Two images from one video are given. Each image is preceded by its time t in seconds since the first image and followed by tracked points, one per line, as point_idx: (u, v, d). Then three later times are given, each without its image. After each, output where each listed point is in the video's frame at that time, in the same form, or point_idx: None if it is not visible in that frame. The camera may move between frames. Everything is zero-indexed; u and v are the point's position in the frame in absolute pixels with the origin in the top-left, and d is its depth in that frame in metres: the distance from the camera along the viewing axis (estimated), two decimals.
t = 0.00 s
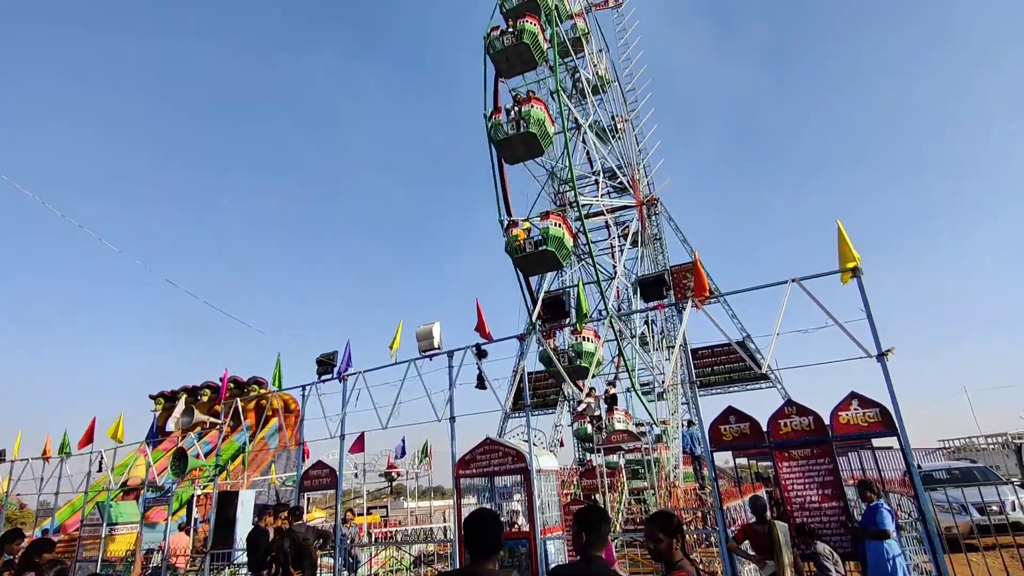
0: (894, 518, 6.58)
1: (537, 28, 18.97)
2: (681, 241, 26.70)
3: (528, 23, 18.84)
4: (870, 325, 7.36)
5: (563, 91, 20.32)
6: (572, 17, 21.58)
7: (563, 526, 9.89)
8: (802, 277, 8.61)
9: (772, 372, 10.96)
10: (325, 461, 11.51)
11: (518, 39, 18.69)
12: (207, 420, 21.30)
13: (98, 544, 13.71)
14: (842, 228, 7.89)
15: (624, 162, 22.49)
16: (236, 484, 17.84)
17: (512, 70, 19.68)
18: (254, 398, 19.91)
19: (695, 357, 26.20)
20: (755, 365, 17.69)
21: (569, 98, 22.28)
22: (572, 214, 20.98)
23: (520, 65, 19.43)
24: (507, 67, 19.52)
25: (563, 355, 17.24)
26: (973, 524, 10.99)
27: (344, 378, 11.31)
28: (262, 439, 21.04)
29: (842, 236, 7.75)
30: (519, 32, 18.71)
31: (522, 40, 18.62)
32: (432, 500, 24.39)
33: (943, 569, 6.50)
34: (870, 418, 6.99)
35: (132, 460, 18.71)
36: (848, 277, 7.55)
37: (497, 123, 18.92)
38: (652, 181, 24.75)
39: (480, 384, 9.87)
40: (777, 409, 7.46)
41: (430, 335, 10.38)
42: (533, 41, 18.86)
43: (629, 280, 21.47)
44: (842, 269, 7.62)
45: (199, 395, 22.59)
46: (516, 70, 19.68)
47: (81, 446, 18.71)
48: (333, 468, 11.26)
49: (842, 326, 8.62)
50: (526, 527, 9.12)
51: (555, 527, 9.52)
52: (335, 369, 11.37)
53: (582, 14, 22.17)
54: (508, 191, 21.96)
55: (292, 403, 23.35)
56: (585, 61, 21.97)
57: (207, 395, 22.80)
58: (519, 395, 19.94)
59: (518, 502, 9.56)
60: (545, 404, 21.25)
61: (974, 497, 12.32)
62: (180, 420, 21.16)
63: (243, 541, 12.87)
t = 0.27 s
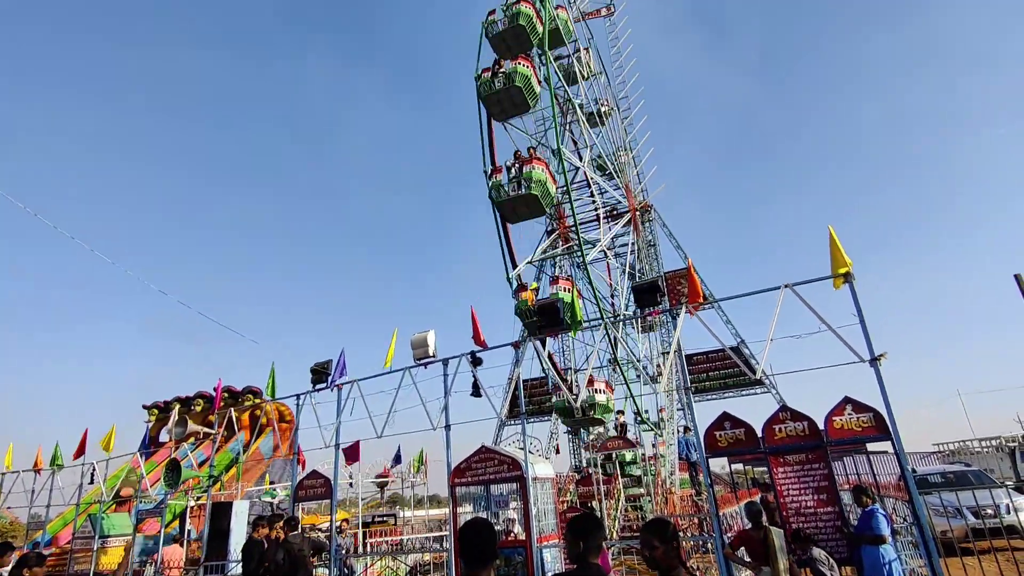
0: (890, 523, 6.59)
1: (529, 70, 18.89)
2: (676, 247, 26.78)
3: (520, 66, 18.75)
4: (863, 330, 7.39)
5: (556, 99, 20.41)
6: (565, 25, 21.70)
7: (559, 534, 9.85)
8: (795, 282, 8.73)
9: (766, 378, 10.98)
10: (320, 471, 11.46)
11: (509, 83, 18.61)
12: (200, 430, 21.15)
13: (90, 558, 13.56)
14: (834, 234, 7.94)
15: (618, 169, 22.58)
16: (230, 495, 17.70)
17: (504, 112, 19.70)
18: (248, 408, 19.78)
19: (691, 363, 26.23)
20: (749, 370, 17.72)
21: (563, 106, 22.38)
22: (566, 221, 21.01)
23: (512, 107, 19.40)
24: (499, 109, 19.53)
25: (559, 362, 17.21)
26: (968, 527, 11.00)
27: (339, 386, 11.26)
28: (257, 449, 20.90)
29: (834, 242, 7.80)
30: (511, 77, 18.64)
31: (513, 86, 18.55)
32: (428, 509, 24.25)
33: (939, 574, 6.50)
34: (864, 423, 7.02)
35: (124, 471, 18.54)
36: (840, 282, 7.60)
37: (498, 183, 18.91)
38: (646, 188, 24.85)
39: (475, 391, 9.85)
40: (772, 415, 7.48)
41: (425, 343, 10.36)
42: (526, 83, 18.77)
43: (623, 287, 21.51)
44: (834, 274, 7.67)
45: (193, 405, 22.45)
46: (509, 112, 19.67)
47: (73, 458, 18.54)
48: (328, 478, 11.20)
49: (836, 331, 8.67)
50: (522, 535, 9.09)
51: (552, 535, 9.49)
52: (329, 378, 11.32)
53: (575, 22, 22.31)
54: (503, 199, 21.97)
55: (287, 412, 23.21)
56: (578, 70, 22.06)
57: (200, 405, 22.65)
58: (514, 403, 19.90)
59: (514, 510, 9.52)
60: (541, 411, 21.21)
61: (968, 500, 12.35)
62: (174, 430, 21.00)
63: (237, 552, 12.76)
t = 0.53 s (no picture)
0: (885, 525, 6.60)
1: (526, 118, 18.77)
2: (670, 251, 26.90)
3: (518, 116, 18.61)
4: (857, 333, 7.41)
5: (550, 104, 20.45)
6: (556, 28, 21.77)
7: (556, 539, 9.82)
8: (790, 284, 8.77)
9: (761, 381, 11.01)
10: (315, 477, 11.39)
11: (507, 132, 18.52)
12: (194, 437, 21.02)
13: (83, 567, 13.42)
14: (827, 237, 7.98)
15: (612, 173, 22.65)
16: (224, 502, 17.58)
17: (502, 160, 19.61)
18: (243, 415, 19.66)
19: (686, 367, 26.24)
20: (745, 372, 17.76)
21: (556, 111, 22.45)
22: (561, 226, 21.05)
23: (509, 156, 19.27)
24: (497, 157, 19.44)
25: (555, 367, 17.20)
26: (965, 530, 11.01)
27: (333, 392, 11.22)
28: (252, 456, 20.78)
29: (827, 245, 7.84)
30: (508, 125, 18.53)
31: (511, 136, 18.45)
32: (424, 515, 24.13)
33: None
34: (860, 425, 7.03)
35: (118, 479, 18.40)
36: (834, 286, 7.62)
37: (504, 245, 18.62)
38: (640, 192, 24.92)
39: (470, 396, 9.83)
40: (768, 418, 7.49)
41: (420, 349, 10.34)
42: (523, 132, 18.66)
43: (619, 292, 21.52)
44: (827, 277, 7.70)
45: (187, 413, 22.31)
46: (506, 161, 19.55)
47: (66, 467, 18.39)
48: (323, 485, 11.15)
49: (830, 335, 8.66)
50: (519, 541, 9.06)
51: (549, 541, 9.46)
52: (324, 384, 11.28)
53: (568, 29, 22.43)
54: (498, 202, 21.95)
55: (281, 419, 23.09)
56: (571, 74, 22.14)
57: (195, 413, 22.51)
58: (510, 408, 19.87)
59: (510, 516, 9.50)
60: (537, 416, 21.17)
61: (963, 502, 12.37)
62: (168, 438, 20.88)
63: (232, 560, 12.66)
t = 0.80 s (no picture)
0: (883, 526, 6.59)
1: (532, 173, 18.60)
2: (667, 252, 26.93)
3: (524, 171, 18.42)
4: (854, 333, 7.43)
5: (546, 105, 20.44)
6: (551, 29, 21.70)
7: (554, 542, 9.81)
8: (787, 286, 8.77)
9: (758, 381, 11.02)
10: (312, 481, 11.35)
11: (512, 188, 18.27)
12: (191, 441, 20.95)
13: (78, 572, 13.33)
14: (823, 238, 8.00)
15: (609, 175, 22.67)
16: (221, 506, 17.51)
17: (508, 216, 19.34)
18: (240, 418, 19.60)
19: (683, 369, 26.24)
20: (742, 374, 17.79)
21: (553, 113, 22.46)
22: (558, 228, 21.07)
23: (515, 211, 19.01)
24: (503, 213, 19.15)
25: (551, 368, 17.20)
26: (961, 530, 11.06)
27: (330, 395, 11.18)
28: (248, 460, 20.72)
29: (824, 246, 7.86)
30: (514, 181, 18.32)
31: (518, 192, 18.24)
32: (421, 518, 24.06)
33: None
34: (857, 426, 7.04)
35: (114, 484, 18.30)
36: (830, 287, 7.64)
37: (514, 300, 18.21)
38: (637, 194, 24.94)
39: (468, 399, 9.81)
40: (765, 419, 7.49)
41: (418, 351, 10.33)
42: (529, 187, 18.47)
43: (616, 294, 21.52)
44: (824, 279, 7.71)
45: (183, 416, 22.22)
46: (512, 215, 19.30)
47: (61, 471, 18.30)
48: (319, 488, 11.10)
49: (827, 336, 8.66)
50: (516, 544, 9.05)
51: (546, 543, 9.45)
52: (321, 387, 11.26)
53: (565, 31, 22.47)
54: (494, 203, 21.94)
55: (278, 422, 23.00)
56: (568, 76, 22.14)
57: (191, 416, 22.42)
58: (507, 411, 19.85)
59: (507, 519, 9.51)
60: (535, 419, 21.14)
61: (960, 503, 12.42)
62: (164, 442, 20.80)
63: (228, 565, 12.62)
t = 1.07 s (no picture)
0: (882, 529, 6.59)
1: (543, 233, 18.43)
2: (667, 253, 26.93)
3: (535, 231, 18.22)
4: (853, 334, 7.43)
5: (545, 104, 20.45)
6: (549, 28, 21.69)
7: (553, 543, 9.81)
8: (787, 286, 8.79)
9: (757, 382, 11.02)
10: (311, 482, 11.33)
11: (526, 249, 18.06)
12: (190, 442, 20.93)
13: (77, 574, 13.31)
14: (823, 239, 8.01)
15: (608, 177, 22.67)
16: (220, 508, 17.48)
17: (520, 273, 19.14)
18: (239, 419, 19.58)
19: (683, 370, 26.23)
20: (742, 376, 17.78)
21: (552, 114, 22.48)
22: (558, 229, 21.08)
23: (528, 270, 18.86)
24: (516, 270, 18.93)
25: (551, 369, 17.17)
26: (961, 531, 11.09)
27: (329, 396, 11.16)
28: (247, 461, 20.69)
29: (823, 247, 7.86)
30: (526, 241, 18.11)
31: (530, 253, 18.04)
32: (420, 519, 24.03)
33: None
34: (856, 427, 7.04)
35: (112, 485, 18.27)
36: (830, 288, 7.65)
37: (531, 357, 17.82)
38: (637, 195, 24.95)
39: (468, 400, 9.79)
40: (765, 420, 7.49)
41: (417, 352, 10.32)
42: (541, 247, 18.32)
43: (615, 295, 21.52)
44: (824, 280, 7.71)
45: (182, 417, 22.20)
46: (524, 272, 19.13)
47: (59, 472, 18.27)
48: (319, 490, 11.09)
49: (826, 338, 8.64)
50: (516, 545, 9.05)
51: (546, 544, 9.44)
52: (321, 388, 11.25)
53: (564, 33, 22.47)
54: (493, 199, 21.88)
55: (277, 423, 22.93)
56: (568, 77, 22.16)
57: (190, 417, 22.40)
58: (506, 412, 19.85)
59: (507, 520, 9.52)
60: (534, 420, 21.13)
61: (959, 504, 12.44)
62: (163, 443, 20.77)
63: (227, 567, 12.61)
